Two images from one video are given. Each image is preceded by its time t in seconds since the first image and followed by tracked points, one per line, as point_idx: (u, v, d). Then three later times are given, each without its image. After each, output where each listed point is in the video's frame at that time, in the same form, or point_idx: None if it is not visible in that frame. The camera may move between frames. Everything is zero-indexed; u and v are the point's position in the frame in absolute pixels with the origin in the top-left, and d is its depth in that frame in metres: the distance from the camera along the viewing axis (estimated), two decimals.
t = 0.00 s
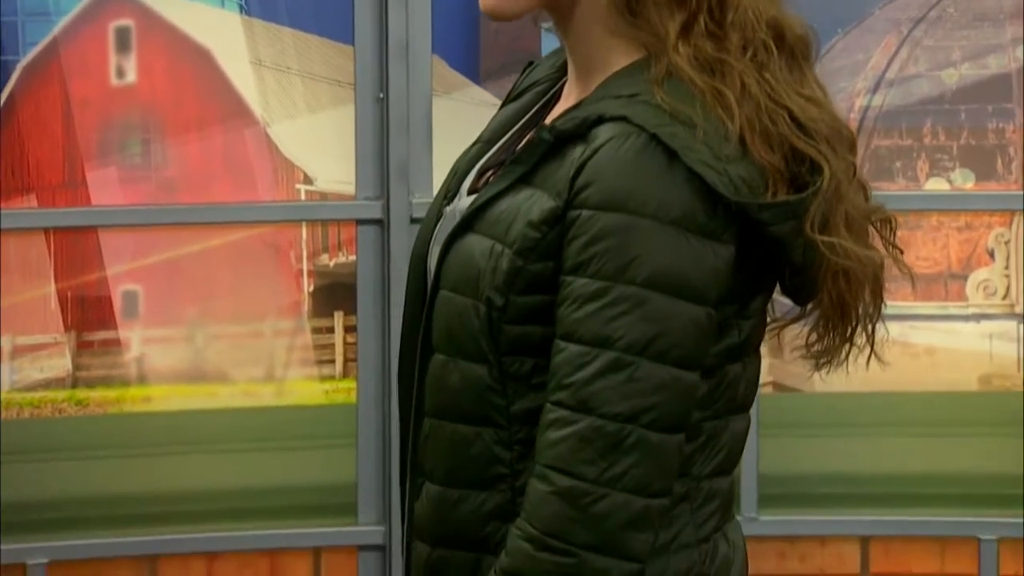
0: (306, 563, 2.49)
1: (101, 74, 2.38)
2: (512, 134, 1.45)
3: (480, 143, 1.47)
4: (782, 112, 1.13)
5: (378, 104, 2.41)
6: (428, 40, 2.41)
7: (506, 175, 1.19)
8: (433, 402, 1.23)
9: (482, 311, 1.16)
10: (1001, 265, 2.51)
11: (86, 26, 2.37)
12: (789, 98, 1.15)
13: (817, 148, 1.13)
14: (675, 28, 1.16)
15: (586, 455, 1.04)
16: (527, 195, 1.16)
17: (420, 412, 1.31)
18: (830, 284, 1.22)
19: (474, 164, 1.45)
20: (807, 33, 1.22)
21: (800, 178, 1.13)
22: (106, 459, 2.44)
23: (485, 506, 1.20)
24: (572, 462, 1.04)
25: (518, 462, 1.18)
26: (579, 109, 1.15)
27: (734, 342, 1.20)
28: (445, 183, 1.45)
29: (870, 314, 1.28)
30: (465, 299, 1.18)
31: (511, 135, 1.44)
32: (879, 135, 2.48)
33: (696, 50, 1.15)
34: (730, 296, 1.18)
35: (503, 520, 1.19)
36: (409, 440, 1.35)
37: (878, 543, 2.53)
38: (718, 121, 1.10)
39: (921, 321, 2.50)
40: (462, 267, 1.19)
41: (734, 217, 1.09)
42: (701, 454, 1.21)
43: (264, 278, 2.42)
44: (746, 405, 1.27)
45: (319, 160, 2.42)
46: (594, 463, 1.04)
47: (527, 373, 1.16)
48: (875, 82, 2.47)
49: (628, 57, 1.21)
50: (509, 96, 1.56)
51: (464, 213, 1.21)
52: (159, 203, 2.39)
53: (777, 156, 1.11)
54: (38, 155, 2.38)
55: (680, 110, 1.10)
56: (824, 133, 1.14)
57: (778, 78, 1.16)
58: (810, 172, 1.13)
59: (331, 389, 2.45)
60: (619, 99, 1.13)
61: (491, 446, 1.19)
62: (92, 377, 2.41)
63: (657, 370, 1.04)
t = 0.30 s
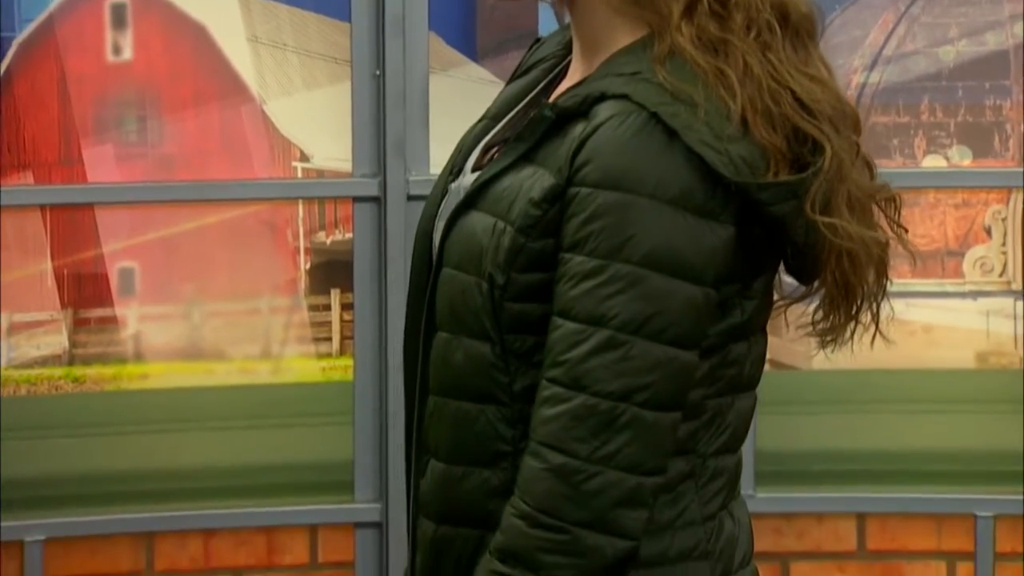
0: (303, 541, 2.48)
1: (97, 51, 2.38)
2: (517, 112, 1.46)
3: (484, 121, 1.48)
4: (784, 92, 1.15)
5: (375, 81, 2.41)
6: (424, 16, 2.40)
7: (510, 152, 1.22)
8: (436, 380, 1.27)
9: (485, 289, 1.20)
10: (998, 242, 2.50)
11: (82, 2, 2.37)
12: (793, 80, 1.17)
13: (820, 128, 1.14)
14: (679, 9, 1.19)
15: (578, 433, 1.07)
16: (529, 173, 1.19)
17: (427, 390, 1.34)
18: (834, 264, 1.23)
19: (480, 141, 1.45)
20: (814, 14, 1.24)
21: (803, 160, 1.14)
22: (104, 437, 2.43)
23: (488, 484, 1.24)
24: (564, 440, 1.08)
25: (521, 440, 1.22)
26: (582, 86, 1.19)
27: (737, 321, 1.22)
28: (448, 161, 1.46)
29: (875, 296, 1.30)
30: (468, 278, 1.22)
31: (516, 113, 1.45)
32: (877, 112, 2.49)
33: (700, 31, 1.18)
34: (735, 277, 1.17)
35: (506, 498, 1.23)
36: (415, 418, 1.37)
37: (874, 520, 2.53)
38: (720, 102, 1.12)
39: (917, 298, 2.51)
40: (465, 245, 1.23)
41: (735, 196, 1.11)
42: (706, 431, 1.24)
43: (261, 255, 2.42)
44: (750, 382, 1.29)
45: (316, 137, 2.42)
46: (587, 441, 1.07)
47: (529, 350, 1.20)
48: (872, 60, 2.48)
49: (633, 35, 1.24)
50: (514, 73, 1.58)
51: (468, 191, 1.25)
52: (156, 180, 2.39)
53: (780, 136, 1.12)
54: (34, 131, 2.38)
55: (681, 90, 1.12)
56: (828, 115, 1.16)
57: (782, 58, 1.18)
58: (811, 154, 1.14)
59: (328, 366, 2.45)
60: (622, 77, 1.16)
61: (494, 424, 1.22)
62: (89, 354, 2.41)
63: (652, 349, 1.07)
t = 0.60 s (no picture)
0: (293, 516, 2.48)
1: (85, 25, 2.37)
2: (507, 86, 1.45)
3: (475, 93, 1.47)
4: (772, 72, 1.19)
5: (364, 56, 2.41)
6: None
7: (494, 128, 1.26)
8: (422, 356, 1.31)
9: (469, 265, 1.23)
10: (987, 217, 2.51)
11: None
12: (780, 58, 1.20)
13: (806, 107, 1.18)
14: None
15: (554, 409, 1.11)
16: (514, 148, 1.22)
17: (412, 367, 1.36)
18: (819, 244, 1.25)
19: (470, 114, 1.45)
20: None
21: (786, 138, 1.18)
22: (95, 412, 2.42)
23: (473, 460, 1.27)
24: (541, 415, 1.11)
25: (503, 417, 1.25)
26: (567, 61, 1.23)
27: (721, 298, 1.25)
28: (437, 137, 1.46)
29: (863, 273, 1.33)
30: (454, 255, 1.26)
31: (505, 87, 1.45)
32: (866, 87, 2.49)
33: (688, 9, 1.22)
34: (716, 255, 1.22)
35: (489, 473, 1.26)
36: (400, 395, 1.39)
37: (863, 494, 2.53)
38: (706, 81, 1.16)
39: (906, 272, 2.52)
40: (450, 220, 1.28)
41: (717, 174, 1.16)
42: (692, 409, 1.26)
43: (250, 230, 2.42)
44: (739, 359, 1.32)
45: (305, 113, 2.42)
46: (563, 417, 1.11)
47: (511, 325, 1.24)
48: (862, 34, 2.47)
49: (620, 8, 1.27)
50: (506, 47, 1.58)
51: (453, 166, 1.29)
52: (144, 155, 2.39)
53: (766, 116, 1.17)
54: (22, 106, 2.37)
55: (665, 67, 1.17)
56: (814, 93, 1.20)
57: (770, 37, 1.22)
58: (795, 133, 1.18)
59: (317, 341, 2.45)
60: (605, 52, 1.21)
61: (478, 399, 1.26)
62: (77, 330, 2.40)
63: (630, 326, 1.11)
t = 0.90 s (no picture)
0: (284, 492, 2.48)
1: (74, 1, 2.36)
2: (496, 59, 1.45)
3: (463, 69, 1.46)
4: (757, 48, 1.23)
5: (354, 32, 2.41)
6: None
7: (479, 101, 1.30)
8: (411, 331, 1.34)
9: (456, 240, 1.27)
10: (977, 192, 2.52)
11: None
12: (765, 34, 1.24)
13: (789, 82, 1.22)
14: None
15: (546, 382, 1.14)
16: (500, 123, 1.27)
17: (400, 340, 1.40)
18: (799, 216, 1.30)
19: (458, 91, 1.45)
20: None
21: (769, 113, 1.22)
22: (85, 388, 2.41)
23: (462, 435, 1.30)
24: (532, 389, 1.14)
25: (489, 394, 1.29)
26: (551, 34, 1.27)
27: (706, 274, 1.26)
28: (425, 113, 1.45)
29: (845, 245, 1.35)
30: (441, 230, 1.29)
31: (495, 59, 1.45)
32: (856, 62, 2.49)
33: None
34: (702, 229, 1.24)
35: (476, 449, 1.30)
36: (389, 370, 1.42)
37: (853, 470, 2.54)
38: (691, 56, 1.20)
39: (897, 249, 2.52)
40: (437, 194, 1.31)
41: (700, 147, 1.19)
42: (678, 386, 1.28)
43: (239, 206, 2.42)
44: (723, 336, 1.34)
45: (295, 88, 2.42)
46: (555, 391, 1.14)
47: (497, 302, 1.27)
48: (852, 10, 2.47)
49: None
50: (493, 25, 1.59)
51: (441, 140, 1.33)
52: (134, 131, 2.38)
53: (749, 91, 1.20)
54: (11, 82, 2.37)
55: (650, 40, 1.20)
56: (798, 69, 1.23)
57: (756, 12, 1.25)
58: (778, 108, 1.22)
59: (308, 317, 2.44)
60: (589, 24, 1.24)
61: (465, 375, 1.29)
62: (67, 307, 2.39)
63: (618, 298, 1.14)
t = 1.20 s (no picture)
0: (276, 468, 2.47)
1: None
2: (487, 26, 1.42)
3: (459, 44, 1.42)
4: (742, 24, 1.27)
5: (345, 8, 2.40)
6: None
7: (465, 75, 1.36)
8: (403, 308, 1.38)
9: (442, 216, 1.31)
10: (969, 167, 2.52)
11: None
12: (752, 12, 1.28)
13: (773, 58, 1.26)
14: None
15: (566, 358, 1.17)
16: (487, 99, 1.31)
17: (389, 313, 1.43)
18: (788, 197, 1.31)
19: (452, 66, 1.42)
20: None
21: (751, 88, 1.27)
22: (77, 363, 2.40)
23: (451, 413, 1.33)
24: (553, 366, 1.17)
25: (476, 370, 1.32)
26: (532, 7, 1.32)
27: (692, 250, 1.30)
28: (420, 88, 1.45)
29: (829, 227, 1.36)
30: (430, 206, 1.33)
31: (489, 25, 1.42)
32: (848, 38, 2.49)
33: None
34: (686, 203, 1.28)
35: (463, 427, 1.33)
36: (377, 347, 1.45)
37: (844, 446, 2.54)
38: (675, 31, 1.25)
39: (890, 225, 2.53)
40: (424, 168, 1.35)
41: (683, 121, 1.23)
42: (664, 365, 1.30)
43: (230, 182, 2.42)
44: (709, 316, 1.36)
45: (286, 64, 2.41)
46: (576, 366, 1.17)
47: (484, 277, 1.31)
48: None
49: None
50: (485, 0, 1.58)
51: (429, 114, 1.38)
52: (125, 107, 2.38)
53: (733, 67, 1.25)
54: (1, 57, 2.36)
55: (635, 15, 1.25)
56: (784, 46, 1.27)
57: None
58: (760, 83, 1.27)
59: (299, 294, 2.44)
60: None
61: (454, 352, 1.32)
62: (58, 282, 2.39)
63: (627, 269, 1.18)
